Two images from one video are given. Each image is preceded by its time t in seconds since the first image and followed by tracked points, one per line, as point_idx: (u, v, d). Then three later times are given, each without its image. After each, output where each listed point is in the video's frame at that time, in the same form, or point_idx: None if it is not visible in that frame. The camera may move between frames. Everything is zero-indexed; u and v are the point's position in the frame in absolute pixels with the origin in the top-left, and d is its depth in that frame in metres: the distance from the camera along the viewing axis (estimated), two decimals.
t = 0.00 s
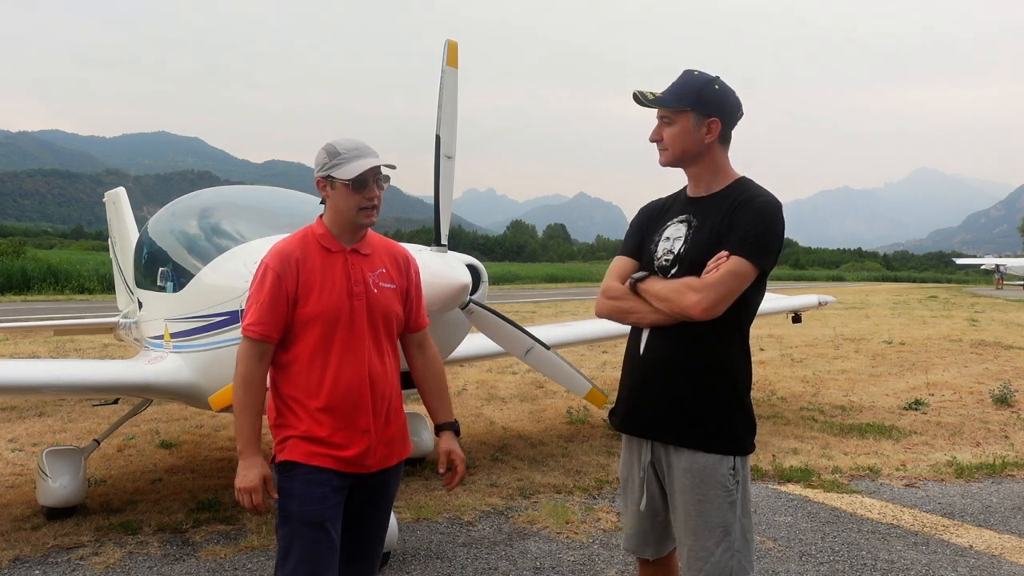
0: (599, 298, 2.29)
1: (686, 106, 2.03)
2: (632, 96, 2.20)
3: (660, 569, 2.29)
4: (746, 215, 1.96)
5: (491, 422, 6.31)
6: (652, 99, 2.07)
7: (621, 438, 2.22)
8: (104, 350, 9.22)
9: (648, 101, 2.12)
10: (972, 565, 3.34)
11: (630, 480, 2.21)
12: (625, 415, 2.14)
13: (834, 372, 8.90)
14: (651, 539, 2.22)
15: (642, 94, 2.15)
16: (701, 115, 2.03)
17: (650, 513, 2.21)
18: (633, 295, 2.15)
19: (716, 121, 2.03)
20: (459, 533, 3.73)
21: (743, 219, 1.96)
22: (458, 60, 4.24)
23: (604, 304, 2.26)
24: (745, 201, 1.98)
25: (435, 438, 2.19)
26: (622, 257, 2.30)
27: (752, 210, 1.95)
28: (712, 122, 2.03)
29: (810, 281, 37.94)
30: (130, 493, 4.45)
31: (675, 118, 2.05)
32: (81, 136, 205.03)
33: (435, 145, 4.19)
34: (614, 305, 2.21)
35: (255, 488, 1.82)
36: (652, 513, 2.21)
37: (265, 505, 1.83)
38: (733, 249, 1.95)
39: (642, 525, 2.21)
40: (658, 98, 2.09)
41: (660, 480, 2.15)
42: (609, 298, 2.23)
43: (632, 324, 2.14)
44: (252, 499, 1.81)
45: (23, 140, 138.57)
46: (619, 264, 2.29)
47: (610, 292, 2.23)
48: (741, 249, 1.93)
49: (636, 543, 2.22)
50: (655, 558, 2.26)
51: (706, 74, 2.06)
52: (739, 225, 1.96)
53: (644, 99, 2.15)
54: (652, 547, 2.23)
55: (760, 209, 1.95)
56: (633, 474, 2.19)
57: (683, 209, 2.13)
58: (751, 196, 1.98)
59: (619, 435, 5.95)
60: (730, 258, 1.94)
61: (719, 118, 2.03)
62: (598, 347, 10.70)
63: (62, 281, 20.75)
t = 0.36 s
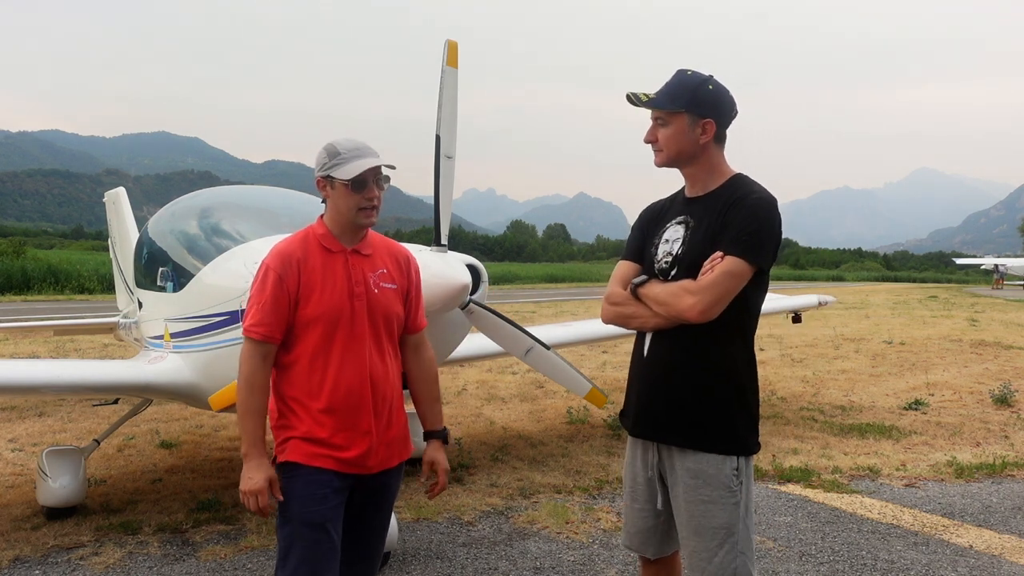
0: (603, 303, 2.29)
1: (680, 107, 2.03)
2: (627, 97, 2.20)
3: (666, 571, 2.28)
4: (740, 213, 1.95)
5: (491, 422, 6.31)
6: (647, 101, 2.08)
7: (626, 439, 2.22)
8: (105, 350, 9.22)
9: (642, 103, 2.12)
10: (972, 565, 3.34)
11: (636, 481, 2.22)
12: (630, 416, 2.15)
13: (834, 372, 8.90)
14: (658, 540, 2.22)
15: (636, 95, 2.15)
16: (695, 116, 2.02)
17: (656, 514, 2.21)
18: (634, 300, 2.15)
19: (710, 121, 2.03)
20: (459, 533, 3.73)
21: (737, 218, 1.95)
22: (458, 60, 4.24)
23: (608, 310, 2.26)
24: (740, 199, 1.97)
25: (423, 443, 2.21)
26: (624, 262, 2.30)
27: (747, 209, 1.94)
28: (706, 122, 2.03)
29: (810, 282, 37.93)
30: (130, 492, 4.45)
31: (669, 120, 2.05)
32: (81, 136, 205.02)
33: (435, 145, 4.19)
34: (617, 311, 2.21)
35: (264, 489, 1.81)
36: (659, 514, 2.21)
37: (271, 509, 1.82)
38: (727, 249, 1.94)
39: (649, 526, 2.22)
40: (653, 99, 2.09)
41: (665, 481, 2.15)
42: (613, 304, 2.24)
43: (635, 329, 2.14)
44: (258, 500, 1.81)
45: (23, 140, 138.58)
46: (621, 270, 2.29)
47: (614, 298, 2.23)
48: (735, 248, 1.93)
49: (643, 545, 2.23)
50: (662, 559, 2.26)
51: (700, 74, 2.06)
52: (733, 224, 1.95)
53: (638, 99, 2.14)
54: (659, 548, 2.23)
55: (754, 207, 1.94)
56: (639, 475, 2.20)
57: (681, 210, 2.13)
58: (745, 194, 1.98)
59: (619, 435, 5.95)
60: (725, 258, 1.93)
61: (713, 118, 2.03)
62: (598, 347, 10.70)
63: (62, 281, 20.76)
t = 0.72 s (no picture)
0: (604, 303, 2.29)
1: (679, 107, 2.03)
2: (627, 97, 2.20)
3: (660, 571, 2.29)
4: (737, 213, 1.95)
5: (491, 422, 6.31)
6: (646, 101, 2.08)
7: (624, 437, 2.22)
8: (105, 350, 9.21)
9: (642, 103, 2.12)
10: (972, 565, 3.34)
11: (633, 480, 2.21)
12: (629, 415, 2.15)
13: (835, 372, 8.90)
14: (653, 539, 2.22)
15: (636, 96, 2.15)
16: (694, 116, 2.02)
17: (652, 513, 2.21)
18: (633, 300, 2.16)
19: (709, 121, 2.03)
20: (459, 533, 3.73)
21: (734, 217, 1.95)
22: (458, 60, 4.24)
23: (608, 309, 2.27)
24: (738, 198, 1.97)
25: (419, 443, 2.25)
26: (625, 262, 2.30)
27: (745, 208, 1.94)
28: (705, 122, 2.03)
29: (810, 282, 37.92)
30: (130, 492, 4.45)
31: (669, 120, 2.05)
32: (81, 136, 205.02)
33: (434, 145, 4.19)
34: (617, 310, 2.22)
35: (243, 495, 1.85)
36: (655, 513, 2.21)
37: (247, 513, 1.86)
38: (723, 248, 1.94)
39: (644, 525, 2.22)
40: (652, 100, 2.09)
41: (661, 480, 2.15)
42: (613, 304, 2.24)
43: (634, 328, 2.15)
44: (241, 505, 1.85)
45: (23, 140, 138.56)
46: (621, 270, 2.29)
47: (614, 298, 2.23)
48: (731, 247, 1.93)
49: (637, 544, 2.23)
50: (658, 558, 2.26)
51: (700, 74, 2.06)
52: (730, 223, 1.95)
53: (638, 100, 2.15)
54: (654, 547, 2.23)
55: (752, 206, 1.94)
56: (635, 474, 2.20)
57: (681, 210, 2.13)
58: (743, 193, 1.98)
59: (619, 435, 5.95)
60: (720, 257, 1.93)
61: (712, 118, 2.03)
62: (598, 347, 10.70)
63: (63, 281, 20.75)
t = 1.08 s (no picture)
0: (603, 303, 2.28)
1: (677, 108, 2.03)
2: (625, 98, 2.19)
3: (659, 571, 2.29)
4: (742, 213, 1.95)
5: (491, 422, 6.31)
6: (644, 103, 2.08)
7: (625, 437, 2.22)
8: (105, 350, 9.22)
9: (640, 104, 2.12)
10: (972, 565, 3.34)
11: (636, 479, 2.21)
12: (632, 415, 2.14)
13: (834, 372, 8.90)
14: (655, 539, 2.22)
15: (634, 97, 2.15)
16: (693, 117, 2.03)
17: (655, 512, 2.21)
18: (636, 301, 2.15)
19: (709, 121, 2.03)
20: (459, 533, 3.73)
21: (739, 217, 1.96)
22: (457, 60, 4.24)
23: (609, 310, 2.26)
24: (741, 198, 1.98)
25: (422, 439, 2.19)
26: (624, 263, 2.30)
27: (749, 208, 1.94)
28: (705, 122, 2.03)
29: (810, 282, 37.92)
30: (129, 492, 4.45)
31: (667, 121, 2.05)
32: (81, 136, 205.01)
33: (434, 145, 4.19)
34: (618, 311, 2.21)
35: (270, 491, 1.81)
36: (657, 513, 2.21)
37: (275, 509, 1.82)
38: (730, 248, 1.95)
39: (647, 525, 2.22)
40: (650, 101, 2.09)
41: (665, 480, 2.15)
42: (614, 305, 2.23)
43: (637, 328, 2.14)
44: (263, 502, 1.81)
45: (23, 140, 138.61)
46: (620, 270, 2.29)
47: (614, 299, 2.23)
48: (739, 247, 1.93)
49: (639, 544, 2.23)
50: (659, 558, 2.26)
51: (698, 75, 2.06)
52: (735, 223, 1.95)
53: (637, 101, 2.15)
54: (656, 547, 2.23)
55: (756, 206, 1.95)
56: (638, 474, 2.20)
57: (681, 210, 2.13)
58: (746, 193, 1.98)
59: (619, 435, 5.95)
60: (729, 257, 1.93)
61: (711, 119, 2.03)
62: (598, 347, 10.71)
63: (62, 281, 20.76)
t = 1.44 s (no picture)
0: (604, 302, 2.28)
1: (678, 108, 2.03)
2: (626, 99, 2.20)
3: (659, 569, 2.31)
4: (741, 213, 1.95)
5: (491, 422, 6.31)
6: (645, 103, 2.08)
7: (624, 436, 2.22)
8: (105, 350, 9.22)
9: (642, 105, 2.12)
10: (972, 565, 3.34)
11: (633, 479, 2.21)
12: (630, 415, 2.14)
13: (835, 372, 8.90)
14: (653, 538, 2.23)
15: (636, 98, 2.15)
16: (694, 116, 2.03)
17: (652, 512, 2.21)
18: (635, 300, 2.15)
19: (709, 122, 2.03)
20: (459, 533, 3.73)
21: (738, 217, 1.96)
22: (458, 59, 4.24)
23: (608, 309, 2.26)
24: (741, 199, 1.98)
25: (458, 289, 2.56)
26: (624, 262, 2.30)
27: (748, 209, 1.94)
28: (706, 122, 2.03)
29: (810, 282, 37.91)
30: (129, 492, 4.45)
31: (668, 121, 2.05)
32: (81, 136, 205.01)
33: (435, 145, 4.19)
34: (618, 311, 2.21)
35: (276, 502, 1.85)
36: (655, 512, 2.21)
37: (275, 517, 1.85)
38: (729, 248, 1.94)
39: (644, 524, 2.22)
40: (652, 101, 2.09)
41: (662, 480, 2.15)
42: (614, 304, 2.23)
43: (636, 328, 2.14)
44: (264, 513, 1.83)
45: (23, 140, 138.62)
46: (620, 270, 2.29)
47: (614, 298, 2.23)
48: (737, 247, 1.93)
49: (636, 544, 2.23)
50: (658, 556, 2.27)
51: (699, 76, 2.07)
52: (734, 223, 1.95)
53: (638, 101, 2.15)
54: (654, 546, 2.24)
55: (755, 207, 1.95)
56: (635, 473, 2.20)
57: (682, 210, 2.13)
58: (746, 194, 1.98)
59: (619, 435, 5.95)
60: (726, 257, 1.93)
61: (712, 119, 2.03)
62: (598, 347, 10.71)
63: (62, 281, 20.76)
